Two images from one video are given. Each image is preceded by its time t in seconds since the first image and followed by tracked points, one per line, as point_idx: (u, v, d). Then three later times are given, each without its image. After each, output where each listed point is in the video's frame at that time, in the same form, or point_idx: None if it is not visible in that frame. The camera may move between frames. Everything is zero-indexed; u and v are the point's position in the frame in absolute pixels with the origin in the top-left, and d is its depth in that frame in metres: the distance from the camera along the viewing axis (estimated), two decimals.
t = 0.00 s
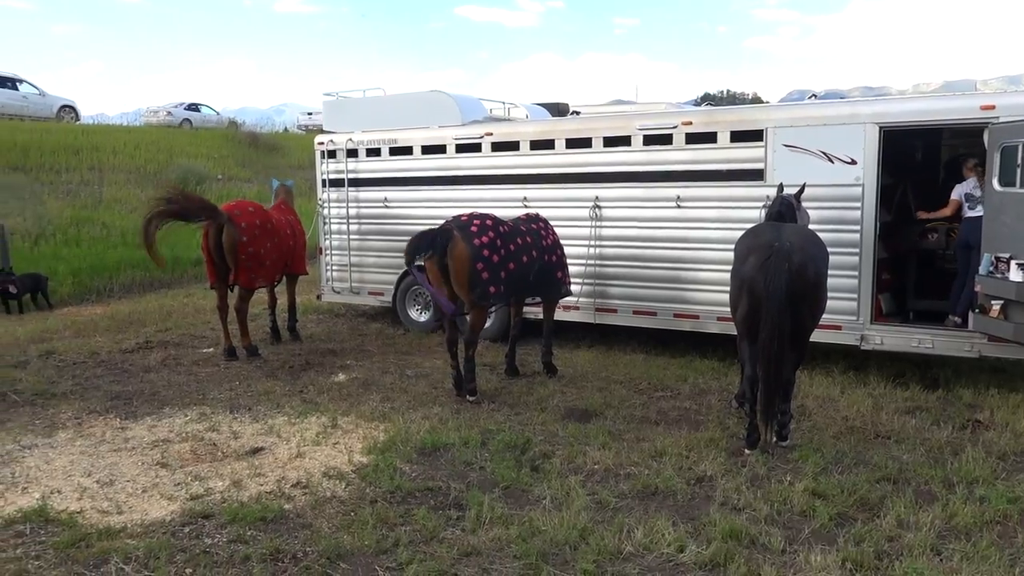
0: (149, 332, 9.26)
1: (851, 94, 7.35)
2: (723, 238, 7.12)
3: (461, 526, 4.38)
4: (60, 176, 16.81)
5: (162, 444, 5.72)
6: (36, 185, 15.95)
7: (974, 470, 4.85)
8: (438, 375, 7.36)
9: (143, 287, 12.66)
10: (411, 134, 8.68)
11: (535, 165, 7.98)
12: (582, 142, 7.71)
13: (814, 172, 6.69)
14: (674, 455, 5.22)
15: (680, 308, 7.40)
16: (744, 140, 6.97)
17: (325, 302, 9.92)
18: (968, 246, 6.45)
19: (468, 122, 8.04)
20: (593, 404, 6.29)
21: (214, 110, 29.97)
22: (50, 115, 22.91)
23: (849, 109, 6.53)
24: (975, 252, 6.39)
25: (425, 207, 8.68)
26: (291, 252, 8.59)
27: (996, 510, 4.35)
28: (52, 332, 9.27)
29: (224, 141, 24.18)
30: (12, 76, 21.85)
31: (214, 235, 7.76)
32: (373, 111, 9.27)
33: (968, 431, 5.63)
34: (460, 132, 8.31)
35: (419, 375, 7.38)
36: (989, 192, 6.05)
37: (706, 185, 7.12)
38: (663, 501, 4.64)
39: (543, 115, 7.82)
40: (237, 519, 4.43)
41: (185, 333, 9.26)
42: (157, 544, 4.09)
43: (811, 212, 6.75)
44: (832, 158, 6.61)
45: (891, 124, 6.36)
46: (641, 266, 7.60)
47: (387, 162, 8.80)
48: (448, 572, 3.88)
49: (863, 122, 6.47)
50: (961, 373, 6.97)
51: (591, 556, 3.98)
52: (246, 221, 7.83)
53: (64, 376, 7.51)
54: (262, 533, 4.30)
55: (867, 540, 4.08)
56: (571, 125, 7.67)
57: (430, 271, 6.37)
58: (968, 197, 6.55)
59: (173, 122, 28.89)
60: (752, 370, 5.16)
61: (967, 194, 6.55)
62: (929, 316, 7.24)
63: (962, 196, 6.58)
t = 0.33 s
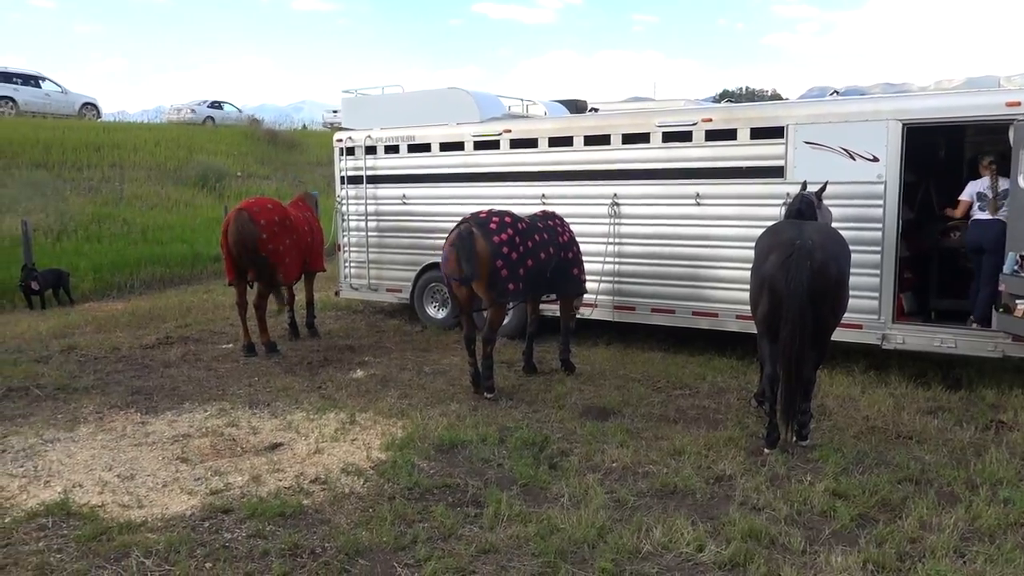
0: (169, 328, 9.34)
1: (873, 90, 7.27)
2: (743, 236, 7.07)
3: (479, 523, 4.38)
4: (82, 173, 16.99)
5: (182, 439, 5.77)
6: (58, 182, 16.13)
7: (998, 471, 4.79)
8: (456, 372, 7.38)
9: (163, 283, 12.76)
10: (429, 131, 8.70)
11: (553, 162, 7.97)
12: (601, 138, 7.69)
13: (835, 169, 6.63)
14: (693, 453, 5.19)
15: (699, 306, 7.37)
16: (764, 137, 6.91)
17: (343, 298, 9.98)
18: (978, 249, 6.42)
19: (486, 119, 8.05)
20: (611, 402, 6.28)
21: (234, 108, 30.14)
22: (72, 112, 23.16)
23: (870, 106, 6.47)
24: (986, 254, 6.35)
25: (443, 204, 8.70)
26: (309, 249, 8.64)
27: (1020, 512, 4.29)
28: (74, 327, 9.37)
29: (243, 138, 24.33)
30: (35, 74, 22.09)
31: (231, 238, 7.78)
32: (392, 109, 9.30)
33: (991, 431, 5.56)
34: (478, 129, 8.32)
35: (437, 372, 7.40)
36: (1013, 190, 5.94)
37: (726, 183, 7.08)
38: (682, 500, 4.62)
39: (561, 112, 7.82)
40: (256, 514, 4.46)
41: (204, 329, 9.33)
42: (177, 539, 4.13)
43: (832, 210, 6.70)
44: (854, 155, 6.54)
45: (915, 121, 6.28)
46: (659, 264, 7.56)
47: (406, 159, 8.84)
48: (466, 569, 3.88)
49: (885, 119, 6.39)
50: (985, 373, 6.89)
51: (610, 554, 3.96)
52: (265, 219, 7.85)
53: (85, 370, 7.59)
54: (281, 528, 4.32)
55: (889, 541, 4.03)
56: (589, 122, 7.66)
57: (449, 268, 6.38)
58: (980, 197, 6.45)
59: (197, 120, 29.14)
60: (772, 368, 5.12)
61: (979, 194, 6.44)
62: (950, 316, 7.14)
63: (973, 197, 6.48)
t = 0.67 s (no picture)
0: (177, 324, 9.36)
1: (883, 86, 7.23)
2: (751, 233, 7.04)
3: (487, 520, 4.37)
4: (90, 169, 17.04)
5: (190, 435, 5.78)
6: (66, 178, 16.18)
7: (1008, 470, 4.76)
8: (463, 369, 7.37)
9: (170, 280, 12.79)
10: (437, 128, 8.69)
11: (561, 159, 7.95)
12: (609, 135, 7.67)
13: (844, 165, 6.59)
14: (700, 451, 5.18)
15: (707, 304, 7.34)
16: (773, 133, 6.88)
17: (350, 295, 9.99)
18: (978, 244, 6.46)
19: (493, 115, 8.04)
20: (618, 399, 6.27)
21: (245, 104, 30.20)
22: (80, 109, 23.25)
23: (880, 103, 6.42)
24: (987, 249, 6.40)
25: (450, 200, 8.69)
26: (316, 245, 8.65)
27: None
28: (82, 323, 9.41)
29: (250, 135, 24.37)
30: (44, 71, 22.17)
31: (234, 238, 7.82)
32: (399, 105, 9.30)
33: (1001, 430, 5.53)
34: (486, 126, 8.32)
35: (443, 369, 7.39)
36: None
37: (734, 180, 7.05)
38: (690, 498, 4.60)
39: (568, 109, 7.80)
40: (264, 510, 4.46)
41: (212, 325, 9.34)
42: (185, 534, 4.13)
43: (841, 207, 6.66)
44: (864, 152, 6.50)
45: (925, 117, 6.24)
46: (667, 261, 7.54)
47: (413, 155, 8.84)
48: (474, 567, 3.87)
49: (895, 115, 6.35)
50: (994, 371, 6.85)
51: (618, 552, 3.95)
52: (272, 215, 7.88)
53: (93, 366, 7.61)
54: (289, 525, 4.32)
55: (898, 540, 4.01)
56: (597, 119, 7.64)
57: (457, 265, 6.39)
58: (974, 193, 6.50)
59: (209, 117, 29.21)
60: (780, 366, 5.10)
61: (973, 191, 6.48)
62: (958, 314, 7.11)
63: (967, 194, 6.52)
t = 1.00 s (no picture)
0: (179, 320, 9.36)
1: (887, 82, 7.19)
2: (754, 229, 7.01)
3: (489, 517, 4.36)
4: (93, 165, 17.05)
5: (192, 431, 5.77)
6: (69, 174, 16.19)
7: (1013, 467, 4.73)
8: (465, 366, 7.36)
9: (173, 276, 12.80)
10: (439, 123, 8.67)
11: (564, 155, 7.93)
12: (612, 131, 7.65)
13: (849, 161, 6.56)
14: (703, 448, 5.16)
15: (710, 301, 7.32)
16: (777, 129, 6.85)
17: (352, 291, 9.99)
18: (968, 240, 6.59)
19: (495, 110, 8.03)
20: (620, 396, 6.26)
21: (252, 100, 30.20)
22: (83, 105, 23.26)
23: (885, 99, 6.39)
24: (977, 245, 6.54)
25: (452, 196, 8.68)
26: (318, 241, 8.64)
27: None
28: (84, 319, 9.41)
29: (252, 131, 24.37)
30: (47, 67, 22.18)
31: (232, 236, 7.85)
32: (402, 101, 9.29)
33: (1005, 427, 5.51)
34: (488, 122, 8.30)
35: (446, 365, 7.38)
36: None
37: (738, 176, 7.02)
38: (693, 495, 4.59)
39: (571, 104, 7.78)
40: (266, 506, 4.46)
41: (214, 321, 9.34)
42: (187, 530, 4.13)
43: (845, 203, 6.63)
44: (868, 148, 6.47)
45: (929, 113, 6.21)
46: (670, 257, 7.51)
47: (416, 151, 8.83)
48: (476, 564, 3.87)
49: (899, 111, 6.32)
50: (998, 369, 6.83)
51: (620, 549, 3.94)
52: (274, 211, 7.87)
53: (96, 362, 7.61)
54: (291, 521, 4.32)
55: (902, 538, 3.99)
56: (600, 115, 7.61)
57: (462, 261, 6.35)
58: (963, 190, 6.65)
59: (220, 113, 29.31)
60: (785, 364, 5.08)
61: (962, 187, 6.64)
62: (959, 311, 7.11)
63: (957, 190, 6.69)
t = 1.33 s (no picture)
0: (163, 316, 9.28)
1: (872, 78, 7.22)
2: (740, 225, 7.03)
3: (475, 512, 4.35)
4: (75, 160, 16.87)
5: (176, 428, 5.73)
6: (51, 169, 16.01)
7: (995, 460, 4.78)
8: (452, 361, 7.34)
9: (157, 272, 12.69)
10: (425, 118, 8.64)
11: (550, 150, 7.92)
12: (599, 126, 7.64)
13: (834, 157, 6.59)
14: (689, 442, 5.18)
15: (696, 296, 7.34)
16: (763, 125, 6.87)
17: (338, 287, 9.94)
18: (946, 233, 6.65)
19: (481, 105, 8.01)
20: (606, 391, 6.27)
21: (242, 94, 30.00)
22: (65, 99, 23.01)
23: (870, 94, 6.42)
24: (954, 238, 6.60)
25: (438, 191, 8.65)
26: (303, 236, 8.58)
27: (1017, 502, 4.27)
28: (67, 315, 9.32)
29: (236, 126, 24.20)
30: (29, 60, 21.90)
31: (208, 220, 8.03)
32: (388, 96, 9.24)
33: (988, 420, 5.56)
34: (474, 117, 8.27)
35: (432, 361, 7.36)
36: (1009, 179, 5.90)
37: (724, 171, 7.03)
38: (679, 490, 4.60)
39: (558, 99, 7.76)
40: (251, 503, 4.43)
41: (198, 317, 9.27)
42: (171, 528, 4.09)
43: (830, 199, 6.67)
44: (853, 143, 6.50)
45: (914, 109, 6.24)
46: (656, 252, 7.52)
47: (402, 146, 8.79)
48: (462, 559, 3.86)
49: (884, 107, 6.35)
50: (980, 362, 6.89)
51: (607, 544, 3.94)
52: (254, 207, 7.80)
53: (78, 359, 7.54)
54: (276, 518, 4.29)
55: (886, 530, 4.02)
56: (586, 110, 7.61)
57: (453, 255, 6.32)
58: (941, 184, 6.71)
59: (210, 108, 29.12)
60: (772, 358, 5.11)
61: (939, 181, 6.70)
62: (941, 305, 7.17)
63: (935, 184, 6.75)
